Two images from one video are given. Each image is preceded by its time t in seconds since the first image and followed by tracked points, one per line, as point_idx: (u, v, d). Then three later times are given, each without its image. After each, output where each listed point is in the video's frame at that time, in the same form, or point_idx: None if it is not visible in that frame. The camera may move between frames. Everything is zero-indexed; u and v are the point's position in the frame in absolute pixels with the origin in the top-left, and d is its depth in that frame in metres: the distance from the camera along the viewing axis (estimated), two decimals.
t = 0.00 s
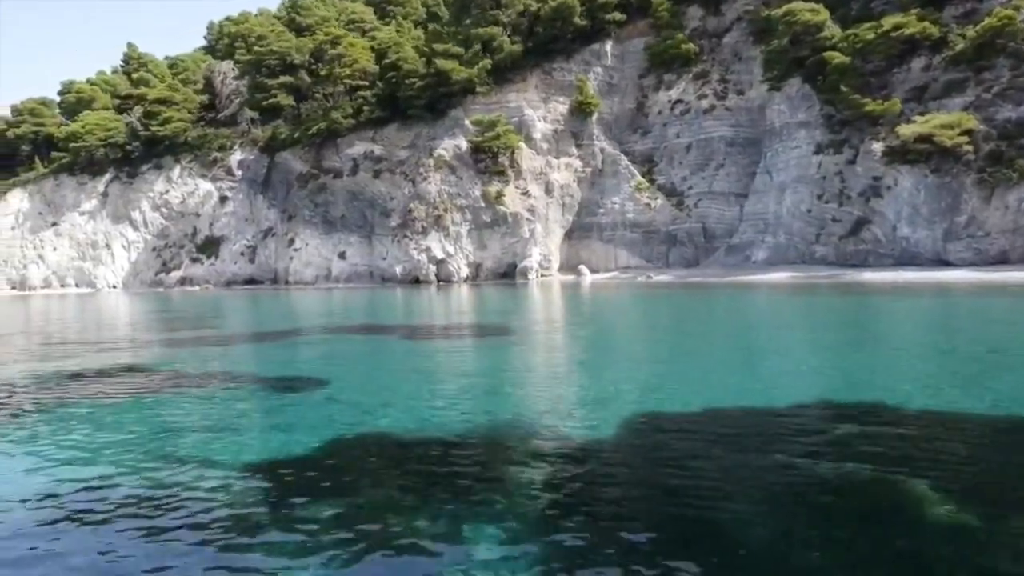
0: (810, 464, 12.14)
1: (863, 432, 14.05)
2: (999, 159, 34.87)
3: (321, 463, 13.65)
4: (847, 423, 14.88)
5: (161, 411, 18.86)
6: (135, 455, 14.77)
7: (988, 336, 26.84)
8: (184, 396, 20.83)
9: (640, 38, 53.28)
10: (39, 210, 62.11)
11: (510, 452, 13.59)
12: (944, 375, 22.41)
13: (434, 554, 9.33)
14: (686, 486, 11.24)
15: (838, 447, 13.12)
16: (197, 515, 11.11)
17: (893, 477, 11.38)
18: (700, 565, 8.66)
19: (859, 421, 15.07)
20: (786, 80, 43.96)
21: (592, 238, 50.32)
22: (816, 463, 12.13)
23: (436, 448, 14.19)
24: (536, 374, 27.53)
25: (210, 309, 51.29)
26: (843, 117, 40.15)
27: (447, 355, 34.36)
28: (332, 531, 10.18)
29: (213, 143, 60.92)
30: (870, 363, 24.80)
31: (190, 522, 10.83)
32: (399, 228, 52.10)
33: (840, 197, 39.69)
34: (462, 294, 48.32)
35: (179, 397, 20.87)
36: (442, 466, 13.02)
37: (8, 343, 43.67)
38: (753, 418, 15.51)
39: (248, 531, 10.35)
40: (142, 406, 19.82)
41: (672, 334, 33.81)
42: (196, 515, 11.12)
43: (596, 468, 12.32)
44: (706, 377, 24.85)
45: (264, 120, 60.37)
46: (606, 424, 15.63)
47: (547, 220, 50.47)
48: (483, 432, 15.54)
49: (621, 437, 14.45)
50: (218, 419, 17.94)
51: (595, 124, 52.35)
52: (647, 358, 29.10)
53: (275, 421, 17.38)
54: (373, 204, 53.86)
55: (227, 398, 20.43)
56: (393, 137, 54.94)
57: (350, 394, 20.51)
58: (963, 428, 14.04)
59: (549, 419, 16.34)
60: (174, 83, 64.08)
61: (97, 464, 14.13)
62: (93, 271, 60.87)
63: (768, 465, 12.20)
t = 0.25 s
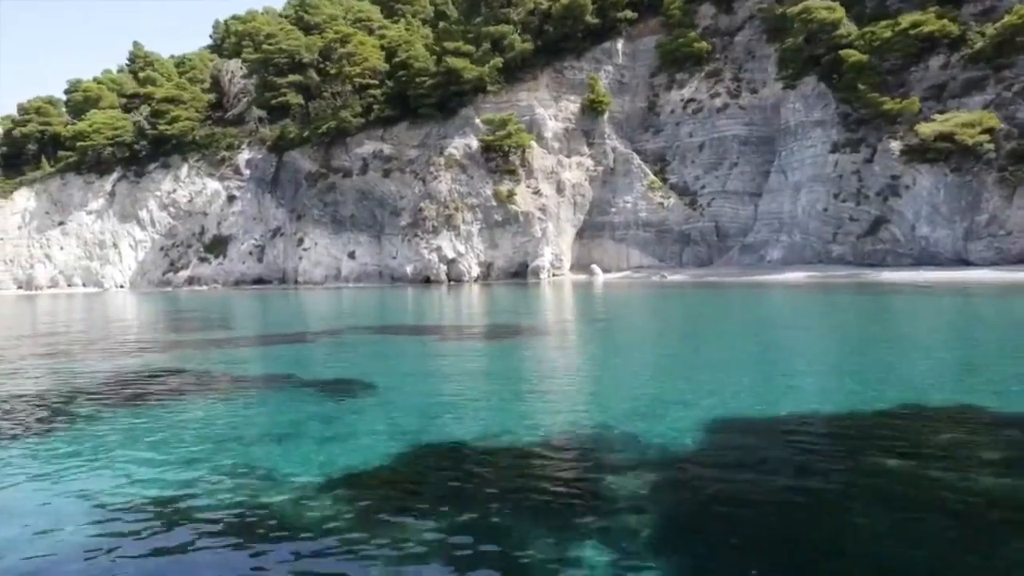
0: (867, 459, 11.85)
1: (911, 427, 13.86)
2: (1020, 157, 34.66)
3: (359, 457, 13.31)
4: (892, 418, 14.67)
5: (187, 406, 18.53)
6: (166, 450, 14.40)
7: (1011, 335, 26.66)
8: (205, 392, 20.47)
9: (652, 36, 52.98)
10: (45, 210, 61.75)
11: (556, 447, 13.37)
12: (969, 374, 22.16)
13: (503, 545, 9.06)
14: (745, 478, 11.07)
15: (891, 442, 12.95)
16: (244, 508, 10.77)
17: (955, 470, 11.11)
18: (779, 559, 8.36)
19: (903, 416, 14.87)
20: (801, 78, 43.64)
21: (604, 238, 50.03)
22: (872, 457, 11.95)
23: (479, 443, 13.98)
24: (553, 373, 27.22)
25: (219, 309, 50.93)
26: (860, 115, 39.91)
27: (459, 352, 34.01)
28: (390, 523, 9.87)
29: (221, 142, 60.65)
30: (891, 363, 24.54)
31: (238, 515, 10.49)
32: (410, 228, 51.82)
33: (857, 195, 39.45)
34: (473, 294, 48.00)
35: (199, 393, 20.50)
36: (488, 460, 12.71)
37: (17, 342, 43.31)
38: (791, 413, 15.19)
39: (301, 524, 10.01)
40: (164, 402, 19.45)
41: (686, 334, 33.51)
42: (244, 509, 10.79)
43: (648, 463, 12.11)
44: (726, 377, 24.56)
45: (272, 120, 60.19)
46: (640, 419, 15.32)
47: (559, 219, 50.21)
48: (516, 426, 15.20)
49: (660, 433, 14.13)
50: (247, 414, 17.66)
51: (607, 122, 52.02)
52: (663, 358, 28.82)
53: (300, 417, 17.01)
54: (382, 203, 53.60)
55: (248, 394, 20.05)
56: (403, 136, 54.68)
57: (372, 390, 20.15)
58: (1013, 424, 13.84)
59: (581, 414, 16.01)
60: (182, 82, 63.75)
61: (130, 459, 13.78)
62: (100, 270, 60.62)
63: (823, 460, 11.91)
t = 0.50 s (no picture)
0: (914, 458, 11.60)
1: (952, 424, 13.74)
2: None
3: (390, 454, 13.02)
4: (929, 416, 14.52)
5: (206, 403, 18.26)
6: (190, 446, 14.11)
7: None
8: (222, 389, 20.14)
9: (661, 35, 52.70)
10: (51, 209, 61.47)
11: (593, 444, 13.20)
12: (990, 375, 21.97)
13: (556, 540, 8.82)
14: (794, 474, 10.94)
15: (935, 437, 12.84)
16: (281, 505, 10.49)
17: (1004, 467, 10.90)
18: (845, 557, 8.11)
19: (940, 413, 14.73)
20: (814, 77, 43.32)
21: (614, 237, 49.76)
22: (920, 454, 11.82)
23: (514, 441, 13.78)
24: (566, 373, 27.00)
25: (225, 309, 50.63)
26: (874, 113, 39.73)
27: (469, 351, 33.75)
28: (436, 520, 9.61)
29: (228, 141, 60.40)
30: (908, 363, 24.35)
31: (277, 511, 10.22)
32: (418, 227, 51.57)
33: (871, 194, 39.28)
34: (483, 294, 47.72)
35: (216, 390, 20.18)
36: (524, 459, 12.45)
37: (25, 341, 43.04)
38: (823, 413, 14.93)
39: (343, 521, 9.74)
40: (182, 399, 19.14)
41: (698, 334, 33.28)
42: (281, 505, 10.51)
43: (692, 461, 11.95)
44: (741, 378, 24.38)
45: (279, 118, 59.95)
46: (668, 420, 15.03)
47: (568, 219, 49.97)
48: (541, 426, 14.92)
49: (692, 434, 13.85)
50: (270, 410, 17.41)
51: (616, 121, 51.73)
52: (675, 358, 28.65)
53: (321, 416, 16.69)
54: (391, 203, 53.36)
55: (265, 392, 19.74)
56: (411, 135, 54.42)
57: (390, 388, 19.85)
58: None
59: (606, 414, 15.71)
60: (188, 81, 63.48)
61: (156, 454, 13.49)
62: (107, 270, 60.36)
63: (868, 459, 11.64)
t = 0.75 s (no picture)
0: (961, 464, 11.48)
1: (997, 428, 13.60)
2: None
3: (428, 460, 12.86)
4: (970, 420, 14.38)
5: (225, 406, 17.98)
6: (222, 450, 13.90)
7: None
8: (243, 390, 19.91)
9: (671, 33, 52.41)
10: (56, 209, 61.16)
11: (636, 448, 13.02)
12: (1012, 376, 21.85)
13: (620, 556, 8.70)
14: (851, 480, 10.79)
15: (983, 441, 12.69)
16: (329, 515, 10.36)
17: None
18: (914, 567, 8.01)
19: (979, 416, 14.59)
20: (827, 75, 43.03)
21: (624, 237, 49.47)
22: (975, 459, 11.65)
23: (553, 444, 13.58)
24: (578, 373, 26.77)
25: (231, 309, 50.17)
26: (889, 112, 39.57)
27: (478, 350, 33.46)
28: (494, 529, 9.46)
29: (234, 140, 60.12)
30: (924, 363, 24.21)
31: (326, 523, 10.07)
32: (427, 227, 51.31)
33: (886, 193, 39.18)
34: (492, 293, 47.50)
35: (237, 390, 19.97)
36: (568, 465, 12.29)
37: (31, 341, 42.66)
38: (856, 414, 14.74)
39: (395, 533, 9.59)
40: (205, 399, 18.92)
41: (708, 334, 33.11)
42: (329, 515, 10.37)
43: (741, 466, 11.78)
44: (755, 378, 24.21)
45: (285, 117, 59.68)
46: (694, 423, 14.83)
47: (578, 218, 49.73)
48: (567, 429, 14.71)
49: (724, 438, 13.68)
50: (291, 412, 17.18)
51: (626, 120, 51.44)
52: (686, 358, 28.48)
53: (346, 418, 16.46)
54: (399, 202, 53.11)
55: (288, 392, 19.52)
56: (419, 134, 54.13)
57: (410, 390, 19.62)
58: None
59: (637, 416, 15.49)
60: (194, 80, 63.17)
61: (192, 460, 13.33)
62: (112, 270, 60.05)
63: (922, 464, 11.49)
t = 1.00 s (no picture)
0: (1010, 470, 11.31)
1: None
2: None
3: (463, 463, 12.59)
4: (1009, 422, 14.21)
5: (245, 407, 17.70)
6: (252, 453, 13.66)
7: None
8: (263, 390, 19.64)
9: (681, 31, 52.12)
10: (62, 208, 60.88)
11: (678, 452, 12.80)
12: None
13: (683, 565, 8.47)
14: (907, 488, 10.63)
15: None
16: (373, 521, 10.11)
17: None
18: None
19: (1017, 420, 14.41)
20: (840, 74, 42.81)
21: (635, 236, 49.21)
22: None
23: (590, 446, 13.35)
24: (590, 373, 26.51)
25: (238, 309, 49.84)
26: (904, 110, 39.39)
27: (491, 350, 33.19)
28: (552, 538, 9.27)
29: (240, 139, 59.87)
30: (943, 363, 23.99)
31: (370, 529, 9.82)
32: (437, 226, 51.06)
33: (901, 192, 38.98)
34: (502, 292, 47.23)
35: (257, 391, 19.69)
36: (607, 468, 12.04)
37: (39, 341, 42.36)
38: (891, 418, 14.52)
39: (445, 542, 9.35)
40: (225, 399, 18.63)
41: (718, 334, 32.85)
42: (372, 521, 10.12)
43: (790, 470, 11.59)
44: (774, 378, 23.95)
45: (292, 116, 59.54)
46: (721, 425, 14.56)
47: (588, 217, 49.50)
48: (592, 431, 14.44)
49: (755, 441, 13.41)
50: (312, 414, 16.89)
51: (636, 119, 51.16)
52: (698, 358, 28.22)
53: (370, 420, 16.15)
54: (408, 201, 52.89)
55: (308, 393, 19.23)
56: (428, 133, 53.87)
57: (429, 390, 19.33)
58: None
59: (666, 418, 15.21)
60: (200, 79, 62.90)
61: (223, 463, 13.08)
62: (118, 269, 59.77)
63: (974, 470, 11.33)
